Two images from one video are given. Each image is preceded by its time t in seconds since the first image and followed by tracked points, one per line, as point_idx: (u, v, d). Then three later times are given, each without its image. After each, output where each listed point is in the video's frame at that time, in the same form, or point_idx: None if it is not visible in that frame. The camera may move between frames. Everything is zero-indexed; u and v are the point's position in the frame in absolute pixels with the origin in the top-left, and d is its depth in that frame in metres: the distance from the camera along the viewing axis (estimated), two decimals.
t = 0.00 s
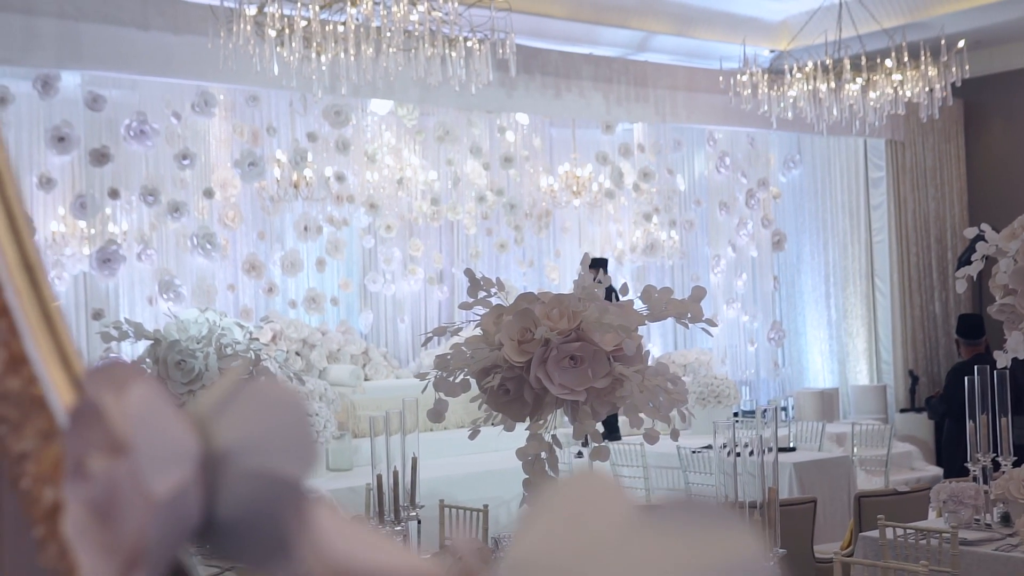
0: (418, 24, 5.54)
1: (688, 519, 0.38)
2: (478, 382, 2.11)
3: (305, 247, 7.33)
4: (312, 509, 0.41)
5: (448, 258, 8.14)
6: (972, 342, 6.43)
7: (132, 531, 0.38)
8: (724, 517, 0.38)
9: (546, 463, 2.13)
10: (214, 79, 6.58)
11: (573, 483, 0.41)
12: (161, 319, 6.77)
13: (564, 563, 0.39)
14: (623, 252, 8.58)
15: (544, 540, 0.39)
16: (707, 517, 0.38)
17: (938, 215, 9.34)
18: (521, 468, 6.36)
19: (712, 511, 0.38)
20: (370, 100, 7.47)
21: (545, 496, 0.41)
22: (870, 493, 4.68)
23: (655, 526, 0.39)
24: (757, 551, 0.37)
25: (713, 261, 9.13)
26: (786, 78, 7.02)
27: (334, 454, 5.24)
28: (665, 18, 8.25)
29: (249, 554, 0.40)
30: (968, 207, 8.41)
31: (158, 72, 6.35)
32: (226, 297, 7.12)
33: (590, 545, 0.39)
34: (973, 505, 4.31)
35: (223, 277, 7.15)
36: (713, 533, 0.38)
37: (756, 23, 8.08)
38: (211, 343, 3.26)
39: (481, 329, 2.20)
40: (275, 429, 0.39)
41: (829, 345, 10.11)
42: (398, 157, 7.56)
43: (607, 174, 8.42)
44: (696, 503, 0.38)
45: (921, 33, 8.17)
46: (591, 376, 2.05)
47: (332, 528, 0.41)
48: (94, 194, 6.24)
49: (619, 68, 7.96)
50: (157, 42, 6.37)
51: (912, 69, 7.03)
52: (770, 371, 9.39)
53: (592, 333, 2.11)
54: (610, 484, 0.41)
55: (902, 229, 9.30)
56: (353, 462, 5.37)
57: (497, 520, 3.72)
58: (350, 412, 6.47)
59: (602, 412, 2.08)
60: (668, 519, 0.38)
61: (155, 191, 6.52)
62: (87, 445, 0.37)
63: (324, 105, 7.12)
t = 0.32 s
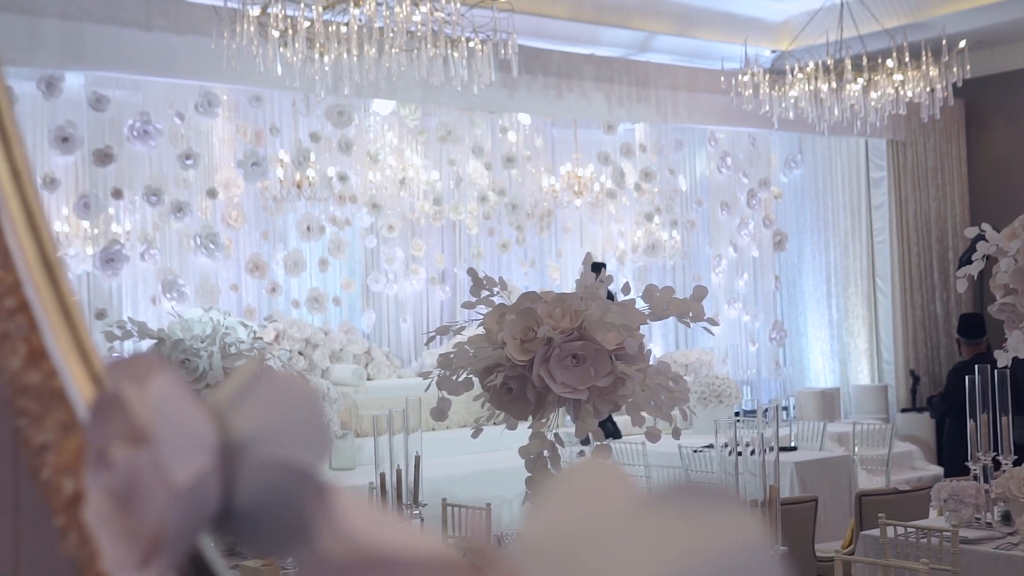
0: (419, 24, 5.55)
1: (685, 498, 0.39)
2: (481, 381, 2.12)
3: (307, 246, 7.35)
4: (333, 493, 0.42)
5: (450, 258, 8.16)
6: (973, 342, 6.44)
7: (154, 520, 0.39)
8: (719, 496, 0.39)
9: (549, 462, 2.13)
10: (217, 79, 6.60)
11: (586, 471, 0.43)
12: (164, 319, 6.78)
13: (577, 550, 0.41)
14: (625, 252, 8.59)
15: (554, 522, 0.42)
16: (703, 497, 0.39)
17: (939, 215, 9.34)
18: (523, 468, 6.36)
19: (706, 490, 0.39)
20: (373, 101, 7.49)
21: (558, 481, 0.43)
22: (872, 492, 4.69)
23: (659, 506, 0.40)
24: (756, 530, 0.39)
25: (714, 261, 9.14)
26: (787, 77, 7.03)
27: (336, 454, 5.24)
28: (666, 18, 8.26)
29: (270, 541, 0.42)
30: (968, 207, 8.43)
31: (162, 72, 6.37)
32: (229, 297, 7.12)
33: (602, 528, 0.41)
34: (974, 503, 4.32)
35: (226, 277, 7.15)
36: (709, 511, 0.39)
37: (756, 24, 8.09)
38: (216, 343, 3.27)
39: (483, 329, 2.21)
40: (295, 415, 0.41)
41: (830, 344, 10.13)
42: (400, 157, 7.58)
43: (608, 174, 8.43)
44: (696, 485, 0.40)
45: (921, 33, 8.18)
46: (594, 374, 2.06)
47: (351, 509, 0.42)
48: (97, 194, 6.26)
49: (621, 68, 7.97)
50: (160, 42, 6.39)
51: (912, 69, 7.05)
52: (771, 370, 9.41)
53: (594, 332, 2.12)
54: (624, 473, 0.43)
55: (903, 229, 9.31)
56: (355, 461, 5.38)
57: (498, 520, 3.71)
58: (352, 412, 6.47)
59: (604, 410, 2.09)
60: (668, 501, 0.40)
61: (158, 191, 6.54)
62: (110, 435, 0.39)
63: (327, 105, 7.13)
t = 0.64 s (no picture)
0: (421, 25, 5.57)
1: (673, 494, 0.41)
2: (484, 380, 2.13)
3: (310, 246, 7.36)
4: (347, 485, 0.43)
5: (453, 257, 8.17)
6: (975, 340, 6.45)
7: (170, 512, 0.40)
8: (715, 486, 0.40)
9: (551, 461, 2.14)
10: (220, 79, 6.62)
11: (588, 468, 0.44)
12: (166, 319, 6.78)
13: (580, 539, 0.42)
14: (626, 251, 8.60)
15: (561, 515, 0.43)
16: (700, 489, 0.41)
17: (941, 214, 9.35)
18: (526, 467, 6.37)
19: (703, 481, 0.40)
20: (375, 101, 7.49)
21: (558, 477, 0.44)
22: (873, 491, 4.69)
23: (656, 498, 0.42)
24: (748, 521, 0.40)
25: (715, 260, 9.16)
26: (789, 77, 7.04)
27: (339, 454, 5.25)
28: (669, 18, 8.28)
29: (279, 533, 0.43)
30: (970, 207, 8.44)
31: (166, 72, 6.38)
32: (232, 296, 7.12)
33: (604, 522, 0.42)
34: (974, 502, 4.33)
35: (229, 276, 7.16)
36: (703, 502, 0.40)
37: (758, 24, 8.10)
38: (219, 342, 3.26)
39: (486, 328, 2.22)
40: (304, 411, 0.43)
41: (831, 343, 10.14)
42: (402, 157, 7.60)
43: (610, 174, 8.45)
44: (691, 475, 0.41)
45: (923, 32, 8.19)
46: (595, 373, 2.07)
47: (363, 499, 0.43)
48: (101, 193, 6.26)
49: (623, 68, 7.99)
50: (164, 42, 6.41)
51: (914, 69, 7.06)
52: (772, 369, 9.42)
53: (595, 331, 2.13)
54: (623, 468, 0.44)
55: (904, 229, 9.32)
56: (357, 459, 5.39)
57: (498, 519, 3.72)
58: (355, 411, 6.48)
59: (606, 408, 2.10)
60: (668, 490, 0.41)
61: (161, 191, 6.55)
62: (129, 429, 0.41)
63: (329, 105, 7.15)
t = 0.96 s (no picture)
0: (423, 25, 5.58)
1: (671, 477, 0.42)
2: (487, 378, 2.12)
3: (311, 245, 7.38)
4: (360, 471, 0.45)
5: (455, 256, 8.18)
6: (975, 339, 6.46)
7: (187, 499, 0.41)
8: (710, 470, 0.42)
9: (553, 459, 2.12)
10: (223, 79, 6.64)
11: (585, 455, 0.44)
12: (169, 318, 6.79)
13: (584, 521, 0.42)
14: (628, 251, 8.62)
15: (562, 496, 0.43)
16: (698, 471, 0.42)
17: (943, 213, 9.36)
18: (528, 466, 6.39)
19: (698, 465, 0.42)
20: (378, 100, 7.49)
21: (560, 462, 0.45)
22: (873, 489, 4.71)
23: (653, 483, 0.43)
24: (742, 504, 0.42)
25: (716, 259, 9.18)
26: (789, 78, 7.05)
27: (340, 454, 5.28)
28: (671, 18, 8.29)
29: (291, 521, 0.45)
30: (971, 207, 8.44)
31: (169, 71, 6.39)
32: (234, 295, 7.13)
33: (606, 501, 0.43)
34: (973, 500, 4.35)
35: (232, 275, 7.17)
36: (698, 486, 0.41)
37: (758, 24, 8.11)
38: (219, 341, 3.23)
39: (488, 327, 2.20)
40: (314, 399, 0.44)
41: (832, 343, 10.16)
42: (404, 156, 7.61)
43: (612, 173, 8.46)
44: (688, 460, 0.43)
45: (925, 32, 8.19)
46: (597, 370, 2.07)
47: (376, 484, 0.45)
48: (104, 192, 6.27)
49: (625, 68, 7.99)
50: (167, 42, 6.41)
51: (914, 69, 7.08)
52: (773, 368, 9.43)
53: (597, 330, 2.13)
54: (620, 455, 0.45)
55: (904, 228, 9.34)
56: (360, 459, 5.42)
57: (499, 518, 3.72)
58: (357, 410, 6.49)
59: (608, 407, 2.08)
60: (664, 477, 0.43)
61: (164, 190, 6.56)
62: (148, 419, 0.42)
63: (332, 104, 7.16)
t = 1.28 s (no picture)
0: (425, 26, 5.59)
1: (666, 460, 0.42)
2: (489, 376, 2.12)
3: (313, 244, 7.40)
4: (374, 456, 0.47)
5: (456, 256, 8.22)
6: (976, 338, 6.48)
7: (205, 483, 0.42)
8: (706, 452, 0.42)
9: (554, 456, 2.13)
10: (226, 78, 6.66)
11: (587, 436, 0.44)
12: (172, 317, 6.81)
13: (591, 501, 0.42)
14: (629, 250, 8.63)
15: (566, 478, 0.43)
16: (694, 455, 0.42)
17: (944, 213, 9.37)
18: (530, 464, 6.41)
19: (695, 449, 0.42)
20: (380, 100, 7.50)
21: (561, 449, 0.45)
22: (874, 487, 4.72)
23: (656, 465, 0.42)
24: (741, 483, 0.41)
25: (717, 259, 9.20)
26: (788, 79, 7.07)
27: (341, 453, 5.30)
28: (672, 17, 8.30)
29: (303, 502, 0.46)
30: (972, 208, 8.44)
31: (171, 71, 6.41)
32: (237, 294, 7.15)
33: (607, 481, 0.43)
34: (973, 497, 4.37)
35: (235, 274, 7.20)
36: (694, 465, 0.42)
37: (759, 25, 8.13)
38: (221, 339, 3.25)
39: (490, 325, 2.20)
40: (327, 388, 0.46)
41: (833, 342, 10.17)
42: (406, 156, 7.63)
43: (613, 173, 8.48)
44: (687, 444, 0.42)
45: (925, 31, 8.20)
46: (598, 369, 2.08)
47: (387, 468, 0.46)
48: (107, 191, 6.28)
49: (626, 68, 8.01)
50: (169, 42, 6.43)
51: (914, 69, 7.08)
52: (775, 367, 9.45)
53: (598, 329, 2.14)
54: (621, 437, 0.44)
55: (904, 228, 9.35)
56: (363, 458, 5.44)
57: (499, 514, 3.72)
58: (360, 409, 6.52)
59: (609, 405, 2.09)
60: (665, 459, 0.42)
61: (166, 189, 6.58)
62: (166, 407, 0.43)
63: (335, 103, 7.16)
